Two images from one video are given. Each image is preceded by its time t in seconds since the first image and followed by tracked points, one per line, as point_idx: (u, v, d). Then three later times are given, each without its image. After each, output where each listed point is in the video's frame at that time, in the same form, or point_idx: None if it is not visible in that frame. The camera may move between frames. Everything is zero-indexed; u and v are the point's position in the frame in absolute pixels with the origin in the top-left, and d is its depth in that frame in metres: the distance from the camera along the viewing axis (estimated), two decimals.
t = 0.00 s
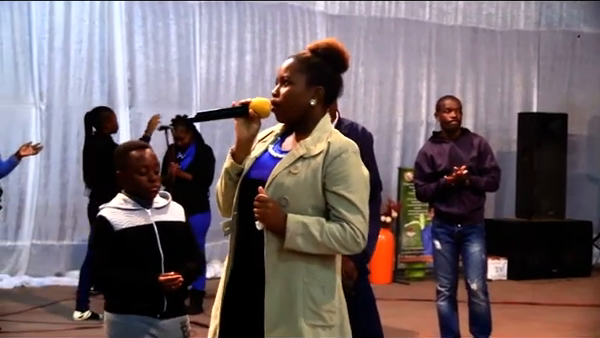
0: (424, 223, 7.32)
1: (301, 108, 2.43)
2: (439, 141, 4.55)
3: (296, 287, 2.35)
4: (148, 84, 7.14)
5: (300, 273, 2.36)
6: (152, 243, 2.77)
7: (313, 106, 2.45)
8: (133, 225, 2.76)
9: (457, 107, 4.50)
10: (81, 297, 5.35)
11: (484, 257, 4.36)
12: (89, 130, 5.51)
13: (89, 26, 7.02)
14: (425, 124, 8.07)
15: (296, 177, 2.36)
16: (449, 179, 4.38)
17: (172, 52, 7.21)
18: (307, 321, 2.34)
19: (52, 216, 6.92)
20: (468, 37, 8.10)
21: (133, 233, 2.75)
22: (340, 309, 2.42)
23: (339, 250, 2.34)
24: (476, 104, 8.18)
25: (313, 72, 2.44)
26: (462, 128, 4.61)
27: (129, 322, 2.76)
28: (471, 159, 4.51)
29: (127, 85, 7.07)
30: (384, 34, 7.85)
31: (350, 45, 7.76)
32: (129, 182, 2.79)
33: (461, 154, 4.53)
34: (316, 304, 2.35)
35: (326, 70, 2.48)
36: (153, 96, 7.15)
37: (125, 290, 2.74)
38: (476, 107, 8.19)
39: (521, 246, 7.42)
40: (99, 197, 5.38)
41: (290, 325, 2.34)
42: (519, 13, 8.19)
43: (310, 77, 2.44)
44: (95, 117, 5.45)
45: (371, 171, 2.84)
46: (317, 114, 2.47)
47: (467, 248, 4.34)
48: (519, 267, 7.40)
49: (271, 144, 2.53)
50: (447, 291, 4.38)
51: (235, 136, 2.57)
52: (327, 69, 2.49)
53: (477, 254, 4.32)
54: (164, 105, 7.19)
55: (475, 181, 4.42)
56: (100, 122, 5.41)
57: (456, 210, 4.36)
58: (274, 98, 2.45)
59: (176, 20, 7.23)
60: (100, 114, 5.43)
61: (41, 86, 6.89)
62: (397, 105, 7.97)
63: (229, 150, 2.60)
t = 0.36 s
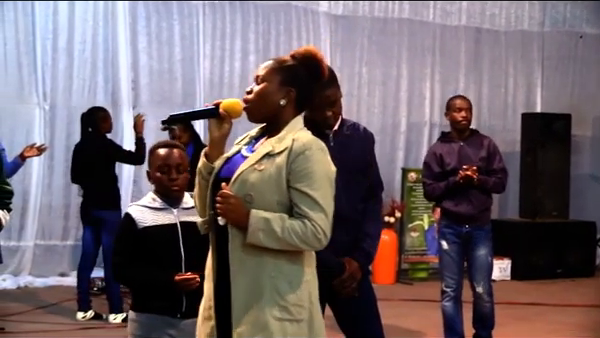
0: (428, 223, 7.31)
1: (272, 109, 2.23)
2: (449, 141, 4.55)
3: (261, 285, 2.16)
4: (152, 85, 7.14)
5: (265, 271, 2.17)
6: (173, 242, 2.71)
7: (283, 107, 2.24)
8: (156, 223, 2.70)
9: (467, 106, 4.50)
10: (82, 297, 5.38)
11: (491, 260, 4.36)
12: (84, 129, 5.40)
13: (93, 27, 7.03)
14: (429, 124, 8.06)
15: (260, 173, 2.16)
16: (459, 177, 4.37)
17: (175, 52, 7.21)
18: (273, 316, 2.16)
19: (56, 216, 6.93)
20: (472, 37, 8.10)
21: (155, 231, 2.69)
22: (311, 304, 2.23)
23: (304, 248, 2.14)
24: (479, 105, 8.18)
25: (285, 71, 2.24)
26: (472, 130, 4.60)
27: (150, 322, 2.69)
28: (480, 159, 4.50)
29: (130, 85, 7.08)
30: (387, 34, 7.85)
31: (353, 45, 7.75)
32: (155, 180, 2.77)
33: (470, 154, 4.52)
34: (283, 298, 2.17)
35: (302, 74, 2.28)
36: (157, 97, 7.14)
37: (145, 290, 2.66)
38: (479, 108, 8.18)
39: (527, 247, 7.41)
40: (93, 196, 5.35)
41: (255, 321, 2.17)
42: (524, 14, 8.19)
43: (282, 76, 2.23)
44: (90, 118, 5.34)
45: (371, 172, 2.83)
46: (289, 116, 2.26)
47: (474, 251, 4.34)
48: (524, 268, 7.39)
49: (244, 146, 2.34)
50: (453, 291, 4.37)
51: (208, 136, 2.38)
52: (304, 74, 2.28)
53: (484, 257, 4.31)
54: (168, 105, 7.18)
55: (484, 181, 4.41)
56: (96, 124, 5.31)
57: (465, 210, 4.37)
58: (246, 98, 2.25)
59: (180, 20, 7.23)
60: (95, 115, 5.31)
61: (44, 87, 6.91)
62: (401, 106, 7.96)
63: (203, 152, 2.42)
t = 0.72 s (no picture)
0: (431, 224, 7.30)
1: (247, 111, 2.39)
2: (463, 140, 4.52)
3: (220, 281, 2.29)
4: (155, 85, 7.15)
5: (225, 268, 2.29)
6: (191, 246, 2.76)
7: (258, 110, 2.39)
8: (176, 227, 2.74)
9: (483, 106, 4.49)
10: (85, 298, 5.40)
11: (499, 260, 4.39)
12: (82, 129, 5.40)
13: (96, 27, 7.04)
14: (432, 124, 8.05)
15: (223, 170, 2.33)
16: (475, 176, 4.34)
17: (178, 52, 7.22)
18: (229, 312, 2.29)
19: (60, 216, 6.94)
20: (476, 38, 8.10)
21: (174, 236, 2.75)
22: (272, 303, 2.34)
23: (256, 243, 2.25)
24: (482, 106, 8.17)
25: (262, 76, 2.38)
26: (486, 131, 4.59)
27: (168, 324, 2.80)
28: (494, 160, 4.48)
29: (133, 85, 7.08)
30: (390, 34, 7.86)
31: (356, 46, 7.76)
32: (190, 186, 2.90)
33: (485, 155, 4.50)
34: (239, 294, 2.28)
35: (282, 81, 2.42)
36: (160, 98, 7.15)
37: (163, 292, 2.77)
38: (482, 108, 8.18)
39: (531, 247, 7.41)
40: (90, 196, 5.32)
41: (214, 317, 2.30)
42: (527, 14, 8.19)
43: (259, 81, 2.38)
44: (87, 118, 5.34)
45: (374, 171, 2.85)
46: (263, 119, 2.40)
47: (485, 251, 4.36)
48: (528, 269, 7.39)
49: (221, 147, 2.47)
50: (460, 291, 4.40)
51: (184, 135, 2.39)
52: (283, 81, 2.42)
53: (494, 258, 4.34)
54: (172, 106, 7.18)
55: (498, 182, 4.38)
56: (95, 124, 5.31)
57: (477, 210, 4.35)
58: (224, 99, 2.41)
59: (183, 21, 7.23)
60: (92, 115, 5.31)
61: (48, 87, 6.92)
62: (404, 107, 7.96)
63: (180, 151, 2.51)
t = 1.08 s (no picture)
0: (443, 224, 7.30)
1: (242, 109, 2.41)
2: (484, 139, 4.52)
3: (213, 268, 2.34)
4: (166, 86, 7.14)
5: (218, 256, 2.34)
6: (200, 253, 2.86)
7: (253, 108, 2.42)
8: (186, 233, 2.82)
9: (510, 108, 4.45)
10: (96, 298, 5.41)
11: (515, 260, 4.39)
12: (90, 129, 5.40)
13: (108, 28, 7.05)
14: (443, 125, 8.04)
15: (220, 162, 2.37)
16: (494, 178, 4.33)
17: (189, 53, 7.22)
18: (214, 301, 2.33)
19: (71, 216, 6.95)
20: (487, 38, 8.09)
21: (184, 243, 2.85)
22: (260, 296, 2.36)
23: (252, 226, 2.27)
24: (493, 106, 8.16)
25: (255, 74, 2.41)
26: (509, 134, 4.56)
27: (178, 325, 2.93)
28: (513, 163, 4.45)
29: (145, 85, 7.10)
30: (401, 35, 7.86)
31: (367, 47, 7.77)
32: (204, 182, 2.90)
33: (505, 157, 4.47)
34: (225, 284, 2.32)
35: (275, 78, 2.44)
36: (171, 98, 7.14)
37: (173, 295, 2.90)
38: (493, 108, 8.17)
39: (541, 248, 7.44)
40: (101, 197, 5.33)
41: (200, 305, 2.35)
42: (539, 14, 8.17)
43: (252, 79, 2.41)
44: (96, 118, 5.34)
45: (393, 173, 2.83)
46: (258, 116, 2.43)
47: (500, 251, 4.37)
48: (538, 270, 7.42)
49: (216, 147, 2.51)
50: (475, 290, 4.39)
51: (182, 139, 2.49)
52: (277, 78, 2.45)
53: (509, 257, 4.34)
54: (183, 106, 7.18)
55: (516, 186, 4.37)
56: (103, 124, 5.30)
57: (493, 211, 4.36)
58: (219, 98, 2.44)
59: (193, 21, 7.23)
60: (101, 115, 5.31)
61: (59, 88, 6.95)
62: (415, 107, 7.95)
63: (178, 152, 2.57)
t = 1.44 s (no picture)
0: (455, 224, 7.30)
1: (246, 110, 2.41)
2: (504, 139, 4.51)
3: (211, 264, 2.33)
4: (178, 85, 7.14)
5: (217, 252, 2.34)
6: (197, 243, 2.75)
7: (259, 108, 2.42)
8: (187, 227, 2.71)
9: (532, 110, 4.41)
10: (109, 297, 5.42)
11: (532, 259, 4.39)
12: (103, 129, 5.42)
13: (121, 27, 7.06)
14: (456, 124, 8.04)
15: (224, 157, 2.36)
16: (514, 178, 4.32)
17: (202, 52, 7.21)
18: (211, 296, 2.33)
19: (84, 216, 6.95)
20: (500, 38, 8.09)
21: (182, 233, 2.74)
22: (257, 292, 2.36)
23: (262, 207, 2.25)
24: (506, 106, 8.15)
25: (258, 74, 2.41)
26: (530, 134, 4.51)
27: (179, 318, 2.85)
28: (532, 165, 4.41)
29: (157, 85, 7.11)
30: (414, 34, 7.87)
31: (380, 47, 7.76)
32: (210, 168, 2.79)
33: (523, 157, 4.45)
34: (222, 279, 2.32)
35: (279, 79, 2.44)
36: (184, 97, 7.14)
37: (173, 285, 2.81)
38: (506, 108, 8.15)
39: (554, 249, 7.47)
40: (114, 197, 5.34)
41: (196, 299, 2.35)
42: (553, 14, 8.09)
43: (255, 80, 2.41)
44: (108, 118, 5.36)
45: (421, 174, 2.81)
46: (262, 117, 2.42)
47: (516, 249, 4.38)
48: (550, 270, 7.45)
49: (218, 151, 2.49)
50: (488, 288, 4.41)
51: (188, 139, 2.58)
52: (282, 80, 2.44)
53: (525, 256, 4.35)
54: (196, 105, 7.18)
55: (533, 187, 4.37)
56: (115, 123, 5.32)
57: (510, 211, 4.36)
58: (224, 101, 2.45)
59: (206, 20, 7.23)
60: (112, 115, 5.34)
61: (72, 87, 6.96)
62: (428, 106, 7.94)
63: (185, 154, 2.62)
